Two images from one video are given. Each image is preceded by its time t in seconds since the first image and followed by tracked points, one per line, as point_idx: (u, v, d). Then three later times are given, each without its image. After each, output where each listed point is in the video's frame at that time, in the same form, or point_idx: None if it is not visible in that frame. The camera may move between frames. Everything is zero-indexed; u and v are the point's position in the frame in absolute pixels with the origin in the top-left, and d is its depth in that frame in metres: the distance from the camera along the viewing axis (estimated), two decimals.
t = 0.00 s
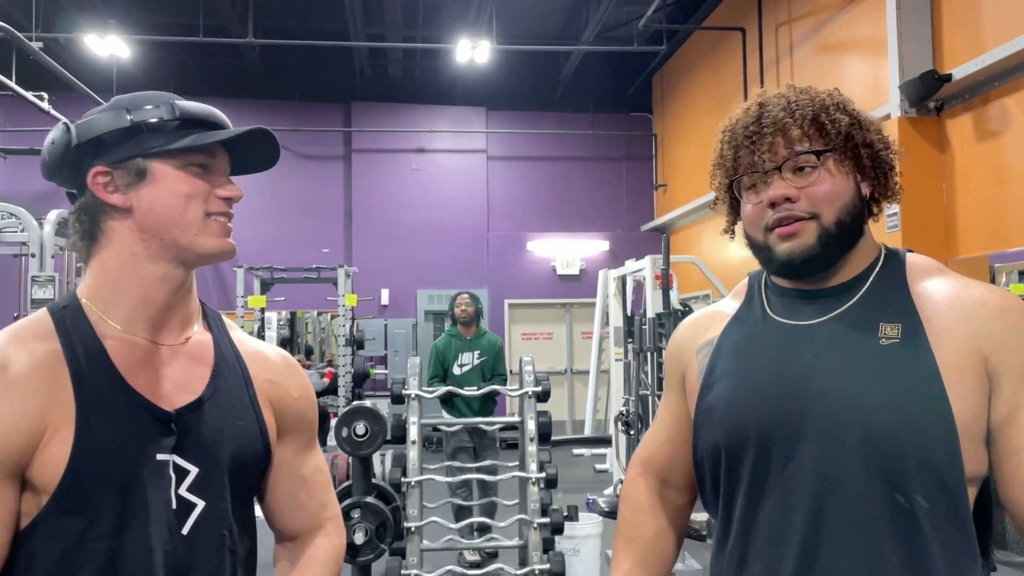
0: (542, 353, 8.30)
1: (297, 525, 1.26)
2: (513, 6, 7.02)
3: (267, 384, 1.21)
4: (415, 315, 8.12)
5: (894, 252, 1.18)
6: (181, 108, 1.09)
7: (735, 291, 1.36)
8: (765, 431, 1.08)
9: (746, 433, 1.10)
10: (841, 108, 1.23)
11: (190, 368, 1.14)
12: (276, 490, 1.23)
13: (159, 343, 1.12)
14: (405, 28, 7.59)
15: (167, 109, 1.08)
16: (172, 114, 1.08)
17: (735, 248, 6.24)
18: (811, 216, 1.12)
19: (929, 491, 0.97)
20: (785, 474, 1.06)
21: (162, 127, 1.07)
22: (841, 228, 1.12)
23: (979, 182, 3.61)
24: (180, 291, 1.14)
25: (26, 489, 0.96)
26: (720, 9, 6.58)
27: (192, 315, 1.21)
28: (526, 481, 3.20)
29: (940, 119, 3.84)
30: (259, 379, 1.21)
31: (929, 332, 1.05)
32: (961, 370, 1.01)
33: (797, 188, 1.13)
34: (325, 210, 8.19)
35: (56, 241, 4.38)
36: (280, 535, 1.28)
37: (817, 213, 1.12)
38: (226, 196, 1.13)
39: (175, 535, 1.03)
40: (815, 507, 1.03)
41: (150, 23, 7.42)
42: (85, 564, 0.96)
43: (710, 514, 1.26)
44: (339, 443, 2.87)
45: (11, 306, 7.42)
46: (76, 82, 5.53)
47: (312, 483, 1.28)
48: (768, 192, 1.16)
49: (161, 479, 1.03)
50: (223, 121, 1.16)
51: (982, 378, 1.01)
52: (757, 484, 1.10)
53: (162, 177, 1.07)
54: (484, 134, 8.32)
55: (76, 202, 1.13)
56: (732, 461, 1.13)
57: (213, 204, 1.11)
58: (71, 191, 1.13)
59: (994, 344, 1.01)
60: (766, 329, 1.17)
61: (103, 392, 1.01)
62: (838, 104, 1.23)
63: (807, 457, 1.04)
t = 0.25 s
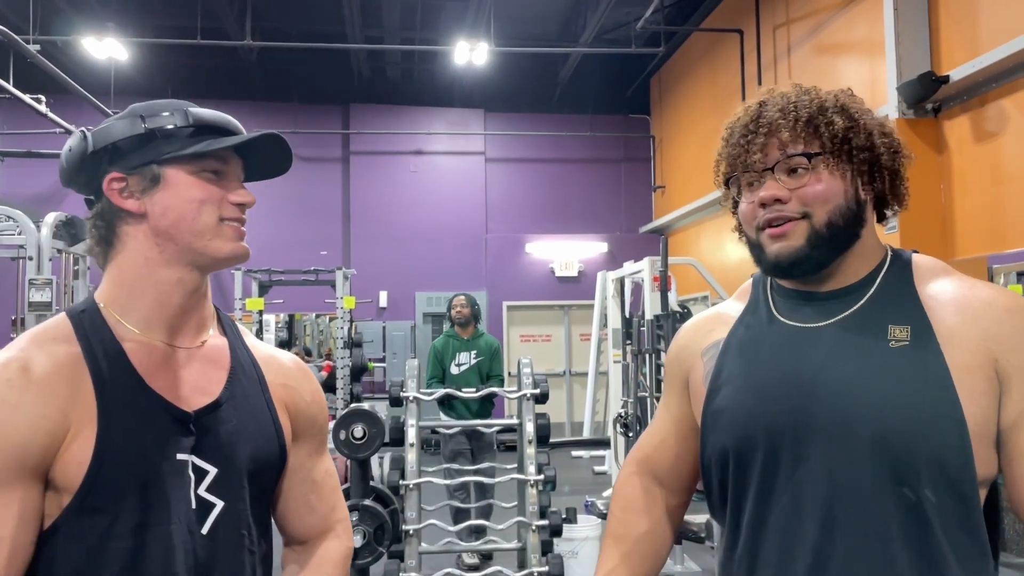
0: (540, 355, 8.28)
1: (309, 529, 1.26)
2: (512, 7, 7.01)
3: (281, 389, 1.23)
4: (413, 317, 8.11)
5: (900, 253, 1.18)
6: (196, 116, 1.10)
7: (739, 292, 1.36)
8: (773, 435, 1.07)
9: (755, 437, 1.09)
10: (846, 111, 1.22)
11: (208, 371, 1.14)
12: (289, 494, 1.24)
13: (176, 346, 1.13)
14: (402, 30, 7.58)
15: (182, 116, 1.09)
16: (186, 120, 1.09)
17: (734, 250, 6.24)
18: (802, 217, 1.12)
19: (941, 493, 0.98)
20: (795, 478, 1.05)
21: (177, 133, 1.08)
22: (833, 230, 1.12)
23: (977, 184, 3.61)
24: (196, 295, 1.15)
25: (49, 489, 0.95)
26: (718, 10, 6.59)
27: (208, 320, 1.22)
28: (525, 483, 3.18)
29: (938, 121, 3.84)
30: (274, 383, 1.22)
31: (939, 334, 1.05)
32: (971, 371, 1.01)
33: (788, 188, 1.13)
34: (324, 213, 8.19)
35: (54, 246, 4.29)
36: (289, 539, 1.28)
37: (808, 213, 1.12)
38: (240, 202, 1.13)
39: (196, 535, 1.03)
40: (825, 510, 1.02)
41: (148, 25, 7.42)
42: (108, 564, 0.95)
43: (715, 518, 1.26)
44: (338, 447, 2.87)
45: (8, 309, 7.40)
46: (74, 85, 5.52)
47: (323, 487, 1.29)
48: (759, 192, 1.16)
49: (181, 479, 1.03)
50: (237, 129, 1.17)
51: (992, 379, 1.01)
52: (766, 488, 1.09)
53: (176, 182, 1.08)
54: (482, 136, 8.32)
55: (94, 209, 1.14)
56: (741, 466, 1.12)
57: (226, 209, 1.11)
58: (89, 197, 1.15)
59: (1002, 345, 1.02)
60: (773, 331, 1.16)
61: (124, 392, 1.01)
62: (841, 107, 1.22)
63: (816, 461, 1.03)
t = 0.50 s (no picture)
0: (538, 357, 8.24)
1: (326, 535, 1.27)
2: (508, 10, 7.01)
3: (298, 393, 1.24)
4: (411, 319, 8.11)
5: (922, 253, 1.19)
6: (213, 122, 1.10)
7: (758, 290, 1.37)
8: (790, 437, 1.08)
9: (771, 439, 1.10)
10: (869, 112, 1.21)
11: (226, 374, 1.16)
12: (306, 501, 1.25)
13: (195, 350, 1.14)
14: (400, 33, 7.58)
15: (200, 124, 1.10)
16: (204, 127, 1.10)
17: (732, 252, 6.25)
18: (808, 216, 1.14)
19: (958, 496, 0.99)
20: (813, 480, 1.06)
21: (195, 140, 1.09)
22: (837, 230, 1.13)
23: (975, 185, 3.61)
24: (215, 299, 1.16)
25: (69, 489, 0.96)
26: (715, 13, 6.60)
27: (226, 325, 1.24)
28: (524, 485, 3.18)
29: (936, 122, 3.85)
30: (291, 387, 1.23)
31: (960, 336, 1.06)
32: (993, 374, 1.02)
33: (797, 187, 1.15)
34: (322, 215, 8.19)
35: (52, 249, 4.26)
36: (305, 546, 1.28)
37: (815, 211, 1.13)
38: (255, 208, 1.14)
39: (216, 536, 1.03)
40: (844, 513, 1.03)
41: (145, 28, 7.42)
42: (128, 563, 0.95)
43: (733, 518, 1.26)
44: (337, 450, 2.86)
45: (7, 312, 7.40)
46: (74, 89, 5.53)
47: (340, 494, 1.29)
48: (769, 189, 1.18)
49: (200, 479, 1.03)
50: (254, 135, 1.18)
51: (1012, 382, 1.02)
52: (783, 491, 1.10)
53: (193, 189, 1.09)
54: (480, 138, 8.32)
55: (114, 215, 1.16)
56: (757, 468, 1.13)
57: (241, 215, 1.12)
58: (110, 205, 1.17)
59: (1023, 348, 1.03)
60: (790, 334, 1.17)
61: (144, 393, 1.02)
62: (866, 108, 1.21)
63: (835, 463, 1.05)
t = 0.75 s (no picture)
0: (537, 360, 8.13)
1: (343, 539, 1.26)
2: (507, 13, 7.01)
3: (310, 398, 1.23)
4: (410, 322, 8.11)
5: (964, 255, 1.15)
6: (237, 139, 1.09)
7: (793, 292, 1.37)
8: (814, 440, 1.10)
9: (795, 442, 1.12)
10: (903, 112, 1.20)
11: (239, 382, 1.15)
12: (324, 504, 1.24)
13: (206, 360, 1.13)
14: (398, 36, 7.59)
15: (225, 139, 1.09)
16: (228, 142, 1.09)
17: (732, 254, 6.26)
18: (835, 216, 1.14)
19: (984, 508, 0.96)
20: (836, 485, 1.07)
21: (216, 153, 1.09)
22: (865, 231, 1.12)
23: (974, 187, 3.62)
24: (233, 310, 1.16)
25: (78, 495, 0.96)
26: (713, 15, 6.61)
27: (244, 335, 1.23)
28: (523, 488, 3.19)
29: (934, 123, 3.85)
30: (303, 393, 1.22)
31: (995, 343, 1.02)
32: None
33: (823, 187, 1.15)
34: (321, 218, 8.19)
35: (50, 252, 4.26)
36: (329, 550, 1.28)
37: (841, 212, 1.14)
38: (263, 230, 1.10)
39: (225, 542, 1.02)
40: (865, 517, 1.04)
41: (143, 32, 7.42)
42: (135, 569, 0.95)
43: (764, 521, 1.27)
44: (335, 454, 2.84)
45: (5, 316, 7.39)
46: (73, 93, 5.53)
47: (358, 497, 1.28)
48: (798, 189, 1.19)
49: (208, 486, 1.03)
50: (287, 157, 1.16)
51: None
52: (806, 492, 1.12)
53: (200, 204, 1.07)
54: (479, 140, 8.32)
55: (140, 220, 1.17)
56: (783, 471, 1.15)
57: (244, 236, 1.09)
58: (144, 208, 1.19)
59: None
60: (817, 340, 1.18)
61: (152, 399, 1.03)
62: (901, 108, 1.20)
63: (859, 468, 1.05)
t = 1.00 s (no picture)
0: (540, 361, 8.22)
1: (373, 550, 1.25)
2: (508, 14, 7.02)
3: (338, 414, 1.19)
4: (413, 324, 8.12)
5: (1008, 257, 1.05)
6: (257, 141, 1.06)
7: (834, 286, 1.29)
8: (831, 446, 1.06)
9: (810, 447, 1.09)
10: (946, 107, 1.09)
11: (267, 393, 1.13)
12: (346, 516, 1.22)
13: (237, 366, 1.13)
14: (400, 38, 7.60)
15: (244, 142, 1.06)
16: (247, 146, 1.05)
17: (735, 255, 6.25)
18: (870, 218, 1.06)
19: (998, 528, 0.92)
20: (848, 492, 1.04)
21: (236, 159, 1.06)
22: (902, 235, 1.04)
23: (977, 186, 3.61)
24: (266, 317, 1.15)
25: (100, 496, 0.96)
26: (714, 15, 6.60)
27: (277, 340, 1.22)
28: (526, 489, 3.20)
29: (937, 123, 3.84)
30: (331, 408, 1.18)
31: None
32: None
33: (859, 188, 1.07)
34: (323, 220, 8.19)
35: (53, 255, 4.27)
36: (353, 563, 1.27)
37: (878, 215, 1.05)
38: (289, 231, 1.08)
39: (240, 556, 1.01)
40: (876, 526, 1.01)
41: (145, 35, 7.44)
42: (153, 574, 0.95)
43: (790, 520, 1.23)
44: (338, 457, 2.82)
45: (8, 319, 7.41)
46: (77, 97, 5.54)
47: (386, 514, 1.26)
48: (833, 189, 1.11)
49: (226, 497, 1.02)
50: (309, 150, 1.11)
51: None
52: (817, 497, 1.09)
53: (224, 212, 1.06)
54: (481, 142, 8.32)
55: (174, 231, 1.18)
56: (800, 473, 1.12)
57: (269, 239, 1.07)
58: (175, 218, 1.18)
59: None
60: (837, 340, 1.13)
61: (180, 406, 1.02)
62: (946, 103, 1.10)
63: (873, 477, 1.01)
